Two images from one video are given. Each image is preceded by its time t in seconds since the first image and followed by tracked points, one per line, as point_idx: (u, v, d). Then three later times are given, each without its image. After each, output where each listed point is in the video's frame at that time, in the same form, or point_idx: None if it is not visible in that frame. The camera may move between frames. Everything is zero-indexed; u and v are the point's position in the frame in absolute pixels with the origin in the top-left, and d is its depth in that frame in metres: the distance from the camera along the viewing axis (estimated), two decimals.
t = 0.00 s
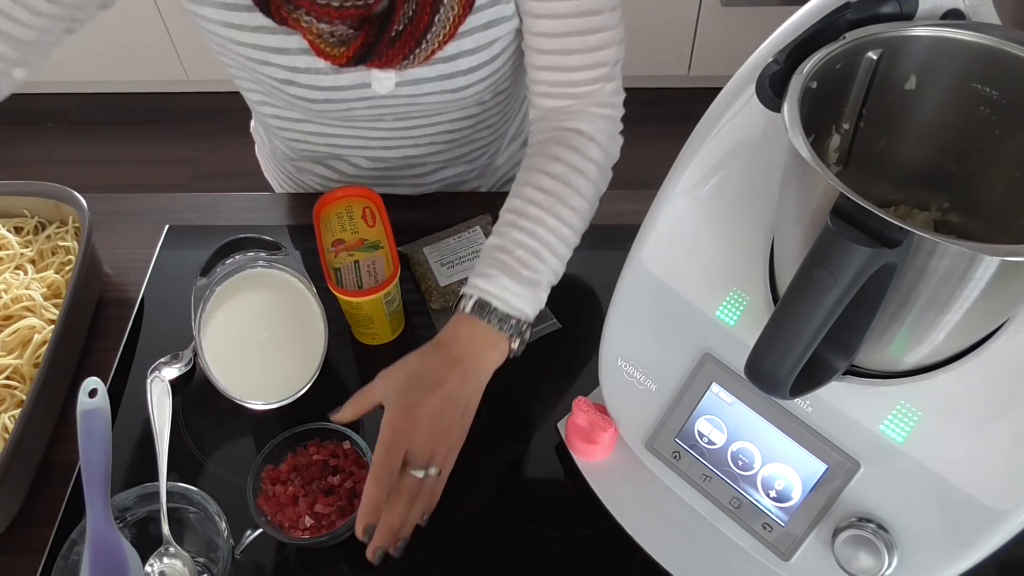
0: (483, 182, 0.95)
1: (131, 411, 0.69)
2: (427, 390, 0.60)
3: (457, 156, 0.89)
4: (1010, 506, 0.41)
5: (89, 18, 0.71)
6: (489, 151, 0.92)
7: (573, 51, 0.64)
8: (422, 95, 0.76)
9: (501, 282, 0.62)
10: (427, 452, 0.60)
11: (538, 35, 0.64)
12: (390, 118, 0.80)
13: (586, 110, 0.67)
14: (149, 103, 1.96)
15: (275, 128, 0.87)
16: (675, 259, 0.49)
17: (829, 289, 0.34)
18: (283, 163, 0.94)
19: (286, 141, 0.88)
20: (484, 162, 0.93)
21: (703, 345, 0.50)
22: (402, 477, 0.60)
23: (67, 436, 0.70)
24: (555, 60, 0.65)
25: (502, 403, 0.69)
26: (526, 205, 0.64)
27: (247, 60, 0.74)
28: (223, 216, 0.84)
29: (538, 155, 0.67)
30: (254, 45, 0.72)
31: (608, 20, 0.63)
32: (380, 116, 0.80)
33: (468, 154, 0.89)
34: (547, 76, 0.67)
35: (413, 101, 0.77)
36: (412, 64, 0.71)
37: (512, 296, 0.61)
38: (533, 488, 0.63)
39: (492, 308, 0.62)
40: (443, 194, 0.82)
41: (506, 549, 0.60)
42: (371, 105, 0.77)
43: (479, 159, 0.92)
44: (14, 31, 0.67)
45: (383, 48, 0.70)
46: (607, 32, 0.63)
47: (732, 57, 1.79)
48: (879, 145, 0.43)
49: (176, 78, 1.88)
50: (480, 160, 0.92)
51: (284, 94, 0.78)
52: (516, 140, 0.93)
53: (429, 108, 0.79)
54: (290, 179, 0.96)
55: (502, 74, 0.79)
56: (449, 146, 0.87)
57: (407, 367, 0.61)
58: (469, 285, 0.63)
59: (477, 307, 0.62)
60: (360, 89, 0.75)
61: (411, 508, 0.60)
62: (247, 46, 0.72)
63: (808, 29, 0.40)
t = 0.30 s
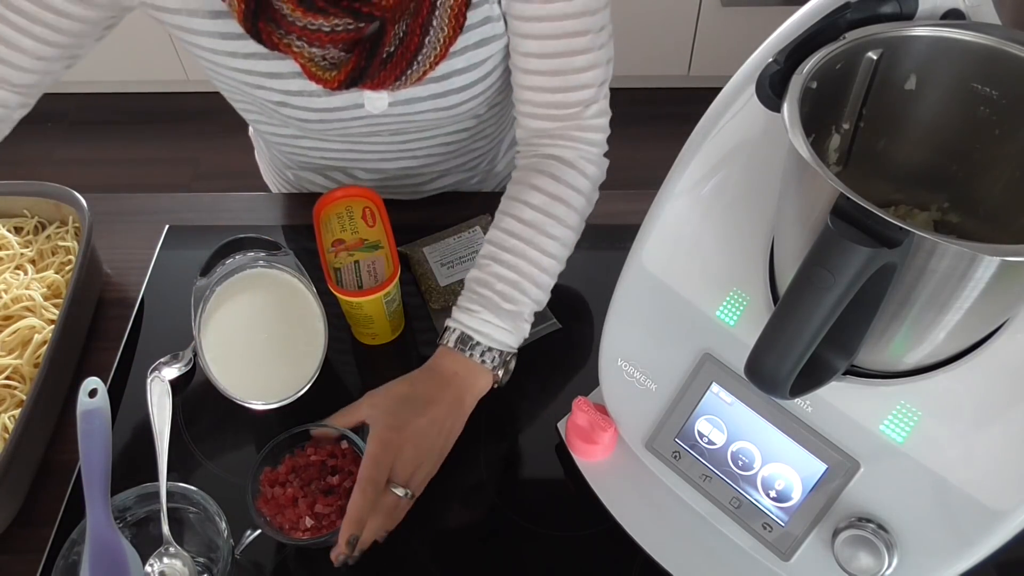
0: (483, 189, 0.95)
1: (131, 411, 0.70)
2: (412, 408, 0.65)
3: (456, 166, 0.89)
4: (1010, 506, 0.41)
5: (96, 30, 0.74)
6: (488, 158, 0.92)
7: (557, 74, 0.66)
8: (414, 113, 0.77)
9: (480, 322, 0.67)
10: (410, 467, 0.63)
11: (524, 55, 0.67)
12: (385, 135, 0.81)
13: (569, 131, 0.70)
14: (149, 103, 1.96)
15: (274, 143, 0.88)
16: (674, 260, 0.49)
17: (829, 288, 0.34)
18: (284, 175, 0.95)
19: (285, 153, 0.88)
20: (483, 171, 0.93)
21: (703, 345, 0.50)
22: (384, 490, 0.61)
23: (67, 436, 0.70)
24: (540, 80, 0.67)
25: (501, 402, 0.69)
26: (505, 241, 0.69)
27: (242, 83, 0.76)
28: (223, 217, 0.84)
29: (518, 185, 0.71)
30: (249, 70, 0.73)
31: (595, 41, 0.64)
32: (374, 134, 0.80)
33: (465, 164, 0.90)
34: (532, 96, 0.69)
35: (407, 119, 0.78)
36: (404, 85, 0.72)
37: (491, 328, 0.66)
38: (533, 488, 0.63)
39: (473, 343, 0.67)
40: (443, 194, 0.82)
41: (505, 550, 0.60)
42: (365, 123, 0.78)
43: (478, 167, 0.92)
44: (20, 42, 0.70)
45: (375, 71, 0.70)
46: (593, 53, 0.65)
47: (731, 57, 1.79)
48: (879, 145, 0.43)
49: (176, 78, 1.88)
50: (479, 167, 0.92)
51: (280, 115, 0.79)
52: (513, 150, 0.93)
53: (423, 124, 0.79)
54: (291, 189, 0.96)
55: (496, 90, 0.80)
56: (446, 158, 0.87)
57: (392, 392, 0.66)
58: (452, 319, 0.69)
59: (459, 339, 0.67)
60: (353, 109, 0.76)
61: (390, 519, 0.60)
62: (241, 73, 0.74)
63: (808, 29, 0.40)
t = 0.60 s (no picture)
0: (482, 187, 0.95)
1: (130, 411, 0.70)
2: (431, 388, 0.64)
3: (454, 163, 0.89)
4: (1010, 506, 0.41)
5: (90, 37, 0.74)
6: (486, 155, 0.91)
7: (553, 72, 0.67)
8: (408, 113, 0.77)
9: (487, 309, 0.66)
10: (436, 445, 0.63)
11: (521, 55, 0.67)
12: (381, 135, 0.81)
13: (570, 126, 0.70)
14: (149, 103, 1.96)
15: (273, 146, 0.88)
16: (674, 260, 0.49)
17: (829, 288, 0.34)
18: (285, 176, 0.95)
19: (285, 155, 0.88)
20: (482, 168, 0.92)
21: (703, 345, 0.50)
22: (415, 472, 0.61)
23: (67, 436, 0.70)
24: (538, 79, 0.68)
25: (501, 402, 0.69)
26: (511, 229, 0.69)
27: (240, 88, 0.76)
28: (223, 217, 0.84)
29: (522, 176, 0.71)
30: (244, 74, 0.73)
31: (591, 38, 0.65)
32: (370, 134, 0.80)
33: (464, 160, 0.89)
34: (530, 94, 0.69)
35: (401, 119, 0.78)
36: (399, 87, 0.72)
37: (499, 316, 0.66)
38: (533, 487, 0.63)
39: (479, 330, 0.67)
40: (443, 194, 0.82)
41: (506, 549, 0.60)
42: (360, 124, 0.78)
43: (476, 164, 0.91)
44: (16, 54, 0.70)
45: (369, 73, 0.70)
46: (590, 54, 0.65)
47: (731, 57, 1.79)
48: (879, 145, 0.43)
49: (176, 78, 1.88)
50: (477, 165, 0.92)
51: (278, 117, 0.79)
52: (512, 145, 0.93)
53: (418, 123, 0.79)
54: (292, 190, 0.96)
55: (490, 87, 0.79)
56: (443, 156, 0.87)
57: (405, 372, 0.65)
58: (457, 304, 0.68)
59: (465, 324, 0.67)
60: (348, 112, 0.76)
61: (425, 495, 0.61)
62: (236, 77, 0.74)
63: (808, 29, 0.40)
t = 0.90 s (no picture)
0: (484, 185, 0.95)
1: (130, 411, 0.69)
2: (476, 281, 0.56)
3: (456, 160, 0.89)
4: (1010, 506, 0.41)
5: (91, 38, 0.75)
6: (487, 152, 0.91)
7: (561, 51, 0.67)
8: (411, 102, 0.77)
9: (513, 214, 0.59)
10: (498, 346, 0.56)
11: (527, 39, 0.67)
12: (383, 129, 0.81)
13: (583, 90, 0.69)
14: (150, 103, 1.96)
15: (274, 144, 0.88)
16: (674, 259, 0.49)
17: (829, 289, 0.34)
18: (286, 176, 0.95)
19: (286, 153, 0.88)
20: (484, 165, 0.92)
21: (703, 345, 0.50)
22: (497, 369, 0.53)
23: (67, 436, 0.70)
24: (546, 62, 0.68)
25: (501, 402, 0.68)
26: (538, 156, 0.65)
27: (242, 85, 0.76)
28: (223, 216, 0.84)
29: (547, 118, 0.68)
30: (244, 70, 0.74)
31: (599, 17, 0.66)
32: (372, 128, 0.80)
33: (466, 156, 0.89)
34: (541, 76, 0.69)
35: (404, 109, 0.78)
36: (402, 77, 0.72)
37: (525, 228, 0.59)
38: (534, 487, 0.63)
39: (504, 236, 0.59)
40: (444, 194, 0.82)
41: (506, 549, 0.60)
42: (363, 117, 0.78)
43: (478, 162, 0.91)
44: (16, 53, 0.70)
45: (372, 63, 0.69)
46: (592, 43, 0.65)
47: (731, 57, 1.79)
48: (879, 145, 0.43)
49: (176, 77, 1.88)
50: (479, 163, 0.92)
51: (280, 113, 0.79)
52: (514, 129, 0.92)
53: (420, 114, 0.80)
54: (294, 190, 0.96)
55: (491, 78, 0.80)
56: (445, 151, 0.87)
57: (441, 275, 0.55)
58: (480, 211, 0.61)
59: (490, 233, 0.59)
60: (353, 103, 0.76)
61: (518, 396, 0.55)
62: (239, 73, 0.74)
63: (808, 29, 0.40)
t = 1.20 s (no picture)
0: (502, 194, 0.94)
1: (130, 412, 0.69)
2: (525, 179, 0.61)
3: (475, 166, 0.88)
4: (1010, 506, 0.41)
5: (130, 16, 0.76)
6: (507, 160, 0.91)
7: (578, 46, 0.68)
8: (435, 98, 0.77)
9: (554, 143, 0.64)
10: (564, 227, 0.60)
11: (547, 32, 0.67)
12: (405, 126, 0.80)
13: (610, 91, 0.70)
14: (150, 103, 1.96)
15: (301, 134, 0.88)
16: (676, 259, 0.49)
17: (829, 289, 0.34)
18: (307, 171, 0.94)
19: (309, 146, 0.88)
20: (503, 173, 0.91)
21: (704, 345, 0.50)
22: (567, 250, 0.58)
23: (67, 436, 0.70)
24: (563, 53, 0.68)
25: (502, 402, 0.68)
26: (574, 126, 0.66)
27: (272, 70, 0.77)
28: (223, 217, 0.84)
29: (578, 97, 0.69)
30: (275, 54, 0.74)
31: (622, 17, 0.67)
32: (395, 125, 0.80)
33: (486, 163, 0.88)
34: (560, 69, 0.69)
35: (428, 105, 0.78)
36: (428, 69, 0.72)
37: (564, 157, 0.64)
38: (534, 487, 0.63)
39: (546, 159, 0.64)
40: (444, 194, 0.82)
41: (506, 549, 0.60)
42: (387, 111, 0.78)
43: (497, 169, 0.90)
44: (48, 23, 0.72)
45: (399, 54, 0.70)
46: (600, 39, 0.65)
47: (731, 56, 1.79)
48: (879, 145, 0.43)
49: (176, 77, 1.88)
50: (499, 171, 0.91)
51: (308, 102, 0.79)
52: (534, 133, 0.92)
53: (444, 112, 0.79)
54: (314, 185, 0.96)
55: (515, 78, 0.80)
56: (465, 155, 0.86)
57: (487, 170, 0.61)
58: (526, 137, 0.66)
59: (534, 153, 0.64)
60: (377, 95, 0.76)
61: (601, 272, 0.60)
62: (268, 57, 0.75)
63: (808, 29, 0.40)
